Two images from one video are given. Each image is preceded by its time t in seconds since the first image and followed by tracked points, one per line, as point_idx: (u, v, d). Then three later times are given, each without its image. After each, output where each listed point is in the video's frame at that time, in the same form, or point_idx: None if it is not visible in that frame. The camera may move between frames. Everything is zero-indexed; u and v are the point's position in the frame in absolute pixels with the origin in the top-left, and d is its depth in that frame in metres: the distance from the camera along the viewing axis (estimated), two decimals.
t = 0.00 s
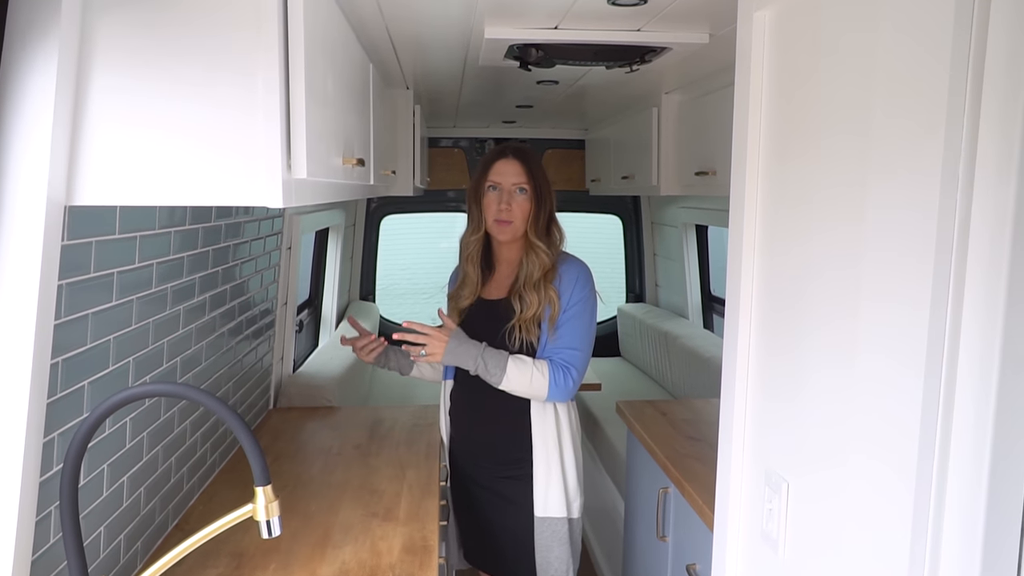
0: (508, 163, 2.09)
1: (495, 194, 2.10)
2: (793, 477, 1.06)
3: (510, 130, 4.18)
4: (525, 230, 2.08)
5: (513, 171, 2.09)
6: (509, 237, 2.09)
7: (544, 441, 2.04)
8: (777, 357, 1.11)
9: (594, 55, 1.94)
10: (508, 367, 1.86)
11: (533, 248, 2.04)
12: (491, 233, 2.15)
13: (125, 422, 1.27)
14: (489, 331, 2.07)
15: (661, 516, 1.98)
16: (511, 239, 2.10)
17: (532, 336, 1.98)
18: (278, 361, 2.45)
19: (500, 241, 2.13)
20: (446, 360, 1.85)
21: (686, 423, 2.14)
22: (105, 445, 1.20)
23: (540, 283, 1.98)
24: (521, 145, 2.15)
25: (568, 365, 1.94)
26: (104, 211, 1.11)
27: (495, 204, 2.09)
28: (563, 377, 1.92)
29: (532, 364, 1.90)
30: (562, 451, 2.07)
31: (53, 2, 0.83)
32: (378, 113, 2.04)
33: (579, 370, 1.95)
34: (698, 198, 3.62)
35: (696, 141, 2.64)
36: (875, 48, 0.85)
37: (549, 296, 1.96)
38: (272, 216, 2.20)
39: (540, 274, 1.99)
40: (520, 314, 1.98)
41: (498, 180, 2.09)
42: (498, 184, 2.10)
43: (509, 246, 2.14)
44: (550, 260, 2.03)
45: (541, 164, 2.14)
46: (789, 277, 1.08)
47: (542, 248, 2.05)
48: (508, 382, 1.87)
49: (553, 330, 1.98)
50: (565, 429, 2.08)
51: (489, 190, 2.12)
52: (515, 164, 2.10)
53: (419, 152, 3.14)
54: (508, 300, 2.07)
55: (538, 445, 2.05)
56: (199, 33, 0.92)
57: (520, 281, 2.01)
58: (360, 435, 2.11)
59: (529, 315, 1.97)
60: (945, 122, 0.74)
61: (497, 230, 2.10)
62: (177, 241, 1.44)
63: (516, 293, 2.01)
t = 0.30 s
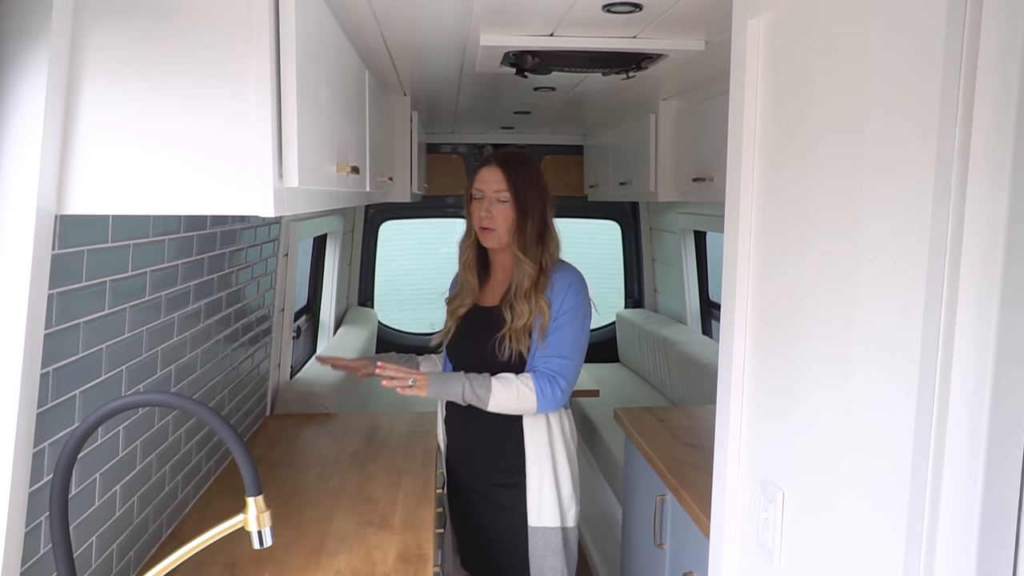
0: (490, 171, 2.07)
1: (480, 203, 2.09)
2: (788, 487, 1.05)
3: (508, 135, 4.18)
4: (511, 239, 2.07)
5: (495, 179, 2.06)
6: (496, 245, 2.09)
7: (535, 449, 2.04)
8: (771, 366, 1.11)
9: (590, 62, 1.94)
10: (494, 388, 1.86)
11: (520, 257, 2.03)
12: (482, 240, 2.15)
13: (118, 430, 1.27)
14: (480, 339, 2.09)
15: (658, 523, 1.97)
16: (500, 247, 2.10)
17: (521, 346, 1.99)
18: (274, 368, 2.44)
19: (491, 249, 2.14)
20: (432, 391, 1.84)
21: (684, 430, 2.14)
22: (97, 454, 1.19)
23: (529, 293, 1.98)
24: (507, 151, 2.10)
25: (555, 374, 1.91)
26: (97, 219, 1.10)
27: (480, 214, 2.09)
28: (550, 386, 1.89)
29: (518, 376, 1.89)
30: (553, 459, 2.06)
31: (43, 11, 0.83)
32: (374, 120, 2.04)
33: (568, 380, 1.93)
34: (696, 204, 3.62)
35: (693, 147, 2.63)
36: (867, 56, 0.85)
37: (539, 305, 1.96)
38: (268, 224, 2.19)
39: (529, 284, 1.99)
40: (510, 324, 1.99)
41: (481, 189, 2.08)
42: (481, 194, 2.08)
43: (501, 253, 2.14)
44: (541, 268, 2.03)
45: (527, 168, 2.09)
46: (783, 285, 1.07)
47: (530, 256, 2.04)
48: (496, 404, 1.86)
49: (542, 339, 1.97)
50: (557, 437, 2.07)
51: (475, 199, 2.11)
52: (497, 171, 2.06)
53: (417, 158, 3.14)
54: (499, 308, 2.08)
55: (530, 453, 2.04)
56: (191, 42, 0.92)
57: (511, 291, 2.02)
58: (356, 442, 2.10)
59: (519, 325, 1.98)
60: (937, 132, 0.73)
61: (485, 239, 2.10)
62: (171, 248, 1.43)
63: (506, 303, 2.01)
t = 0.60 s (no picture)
0: (482, 177, 2.08)
1: (473, 209, 2.11)
2: (786, 495, 1.04)
3: (508, 140, 4.18)
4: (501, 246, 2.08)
5: (486, 185, 2.07)
6: (488, 248, 2.12)
7: (516, 457, 2.02)
8: (769, 373, 1.10)
9: (588, 67, 1.94)
10: (465, 411, 1.84)
11: (508, 265, 2.03)
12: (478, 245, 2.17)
13: (114, 436, 1.26)
14: (469, 343, 2.11)
15: (657, 530, 1.96)
16: (492, 252, 2.12)
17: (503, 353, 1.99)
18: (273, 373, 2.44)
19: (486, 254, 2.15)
20: (404, 426, 1.80)
21: (683, 436, 2.13)
22: (93, 460, 1.19)
23: (513, 302, 1.98)
24: (502, 156, 2.09)
25: (531, 385, 1.87)
26: (92, 225, 1.10)
27: (473, 219, 2.12)
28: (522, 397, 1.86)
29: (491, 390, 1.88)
30: (535, 469, 2.05)
31: (38, 18, 0.82)
32: (373, 126, 2.04)
33: (544, 390, 1.88)
34: (696, 209, 3.61)
35: (692, 152, 2.63)
36: (864, 62, 0.85)
37: (520, 314, 1.95)
38: (266, 229, 2.19)
39: (514, 293, 1.98)
40: (493, 331, 2.00)
41: (473, 194, 2.10)
42: (474, 199, 2.11)
43: (494, 258, 2.15)
44: (527, 277, 2.02)
45: (519, 176, 2.07)
46: (781, 291, 1.07)
47: (518, 264, 2.04)
48: (469, 425, 1.85)
49: (523, 346, 1.95)
50: (540, 446, 2.05)
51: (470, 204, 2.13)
52: (488, 179, 2.07)
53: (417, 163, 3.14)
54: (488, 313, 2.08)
55: (511, 462, 2.03)
56: (188, 48, 0.92)
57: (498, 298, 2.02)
58: (354, 448, 2.10)
59: (501, 332, 1.98)
60: (934, 138, 0.73)
61: (479, 244, 2.13)
62: (167, 254, 1.43)
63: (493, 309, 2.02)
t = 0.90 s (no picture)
0: (489, 176, 2.08)
1: (477, 208, 2.10)
2: (783, 497, 1.04)
3: (506, 142, 4.18)
4: (503, 245, 2.07)
5: (493, 184, 2.07)
6: (489, 249, 2.09)
7: (512, 458, 2.01)
8: (766, 376, 1.10)
9: (585, 68, 1.93)
10: (460, 445, 1.84)
11: (508, 264, 2.03)
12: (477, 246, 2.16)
13: (108, 438, 1.26)
14: (464, 343, 2.09)
15: (655, 532, 1.95)
16: (494, 252, 2.10)
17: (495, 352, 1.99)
18: (270, 375, 2.43)
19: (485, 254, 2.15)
20: (415, 484, 1.81)
21: (681, 438, 2.12)
22: (87, 463, 1.18)
23: (508, 301, 1.97)
24: (509, 159, 2.11)
25: (515, 385, 1.86)
26: (86, 226, 1.09)
27: (476, 218, 2.10)
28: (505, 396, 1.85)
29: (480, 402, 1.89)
30: (529, 470, 2.03)
31: (31, 18, 0.81)
32: (370, 127, 2.04)
33: (529, 388, 1.86)
34: (694, 211, 3.61)
35: (691, 155, 2.63)
36: (861, 64, 0.85)
37: (513, 313, 1.95)
38: (263, 231, 2.18)
39: (510, 292, 1.98)
40: (486, 329, 1.99)
41: (479, 193, 2.09)
42: (479, 199, 2.10)
43: (493, 259, 2.15)
44: (525, 277, 2.02)
45: (525, 178, 2.10)
46: (777, 293, 1.06)
47: (517, 264, 2.04)
48: (471, 452, 1.85)
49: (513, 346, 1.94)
50: (534, 448, 2.04)
51: (472, 203, 2.12)
52: (496, 178, 2.07)
53: (414, 165, 3.14)
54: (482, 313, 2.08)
55: (506, 463, 2.02)
56: (185, 49, 0.92)
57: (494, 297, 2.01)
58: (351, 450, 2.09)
59: (494, 330, 1.97)
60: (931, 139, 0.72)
61: (479, 244, 2.11)
62: (163, 255, 1.43)
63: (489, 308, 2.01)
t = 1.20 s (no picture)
0: (483, 182, 2.09)
1: (476, 215, 2.10)
2: (784, 500, 1.04)
3: (506, 144, 4.18)
4: (508, 245, 2.07)
5: (489, 188, 2.08)
6: (496, 254, 2.09)
7: (514, 461, 2.01)
8: (768, 379, 1.09)
9: (586, 70, 1.93)
10: (457, 442, 1.84)
11: (514, 263, 2.03)
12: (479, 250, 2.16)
13: (107, 441, 1.25)
14: (470, 345, 2.08)
15: (655, 535, 1.95)
16: (501, 256, 2.09)
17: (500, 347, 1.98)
18: (269, 378, 2.43)
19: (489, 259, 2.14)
20: (414, 485, 1.80)
21: (682, 440, 2.12)
22: (86, 465, 1.18)
23: (515, 297, 1.97)
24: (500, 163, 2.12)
25: (513, 378, 1.85)
26: (84, 228, 1.09)
27: (478, 224, 2.10)
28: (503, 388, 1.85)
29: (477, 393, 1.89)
30: (532, 472, 2.04)
31: (31, 20, 0.81)
32: (370, 129, 2.03)
33: (526, 384, 1.85)
34: (694, 213, 3.61)
35: (691, 156, 2.63)
36: (861, 66, 0.84)
37: (519, 308, 1.94)
38: (263, 233, 2.18)
39: (518, 288, 1.98)
40: (493, 326, 1.98)
41: (476, 200, 2.09)
42: (477, 205, 2.10)
43: (497, 263, 2.14)
44: (530, 274, 2.02)
45: (519, 177, 2.12)
46: (778, 296, 1.06)
47: (522, 261, 2.04)
48: (470, 448, 1.84)
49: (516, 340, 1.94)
50: (536, 451, 2.04)
51: (470, 211, 2.12)
52: (491, 181, 2.08)
53: (415, 167, 3.14)
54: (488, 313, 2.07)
55: (509, 465, 2.02)
56: (184, 51, 0.91)
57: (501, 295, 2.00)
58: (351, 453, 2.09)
59: (500, 326, 1.96)
60: (932, 141, 0.72)
61: (484, 249, 2.10)
62: (163, 257, 1.42)
63: (496, 307, 2.00)
